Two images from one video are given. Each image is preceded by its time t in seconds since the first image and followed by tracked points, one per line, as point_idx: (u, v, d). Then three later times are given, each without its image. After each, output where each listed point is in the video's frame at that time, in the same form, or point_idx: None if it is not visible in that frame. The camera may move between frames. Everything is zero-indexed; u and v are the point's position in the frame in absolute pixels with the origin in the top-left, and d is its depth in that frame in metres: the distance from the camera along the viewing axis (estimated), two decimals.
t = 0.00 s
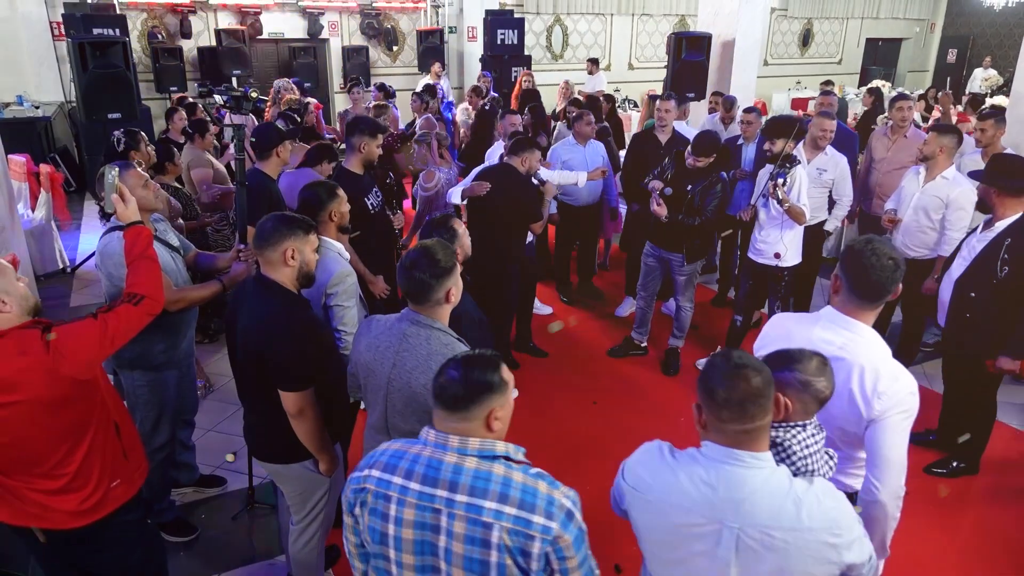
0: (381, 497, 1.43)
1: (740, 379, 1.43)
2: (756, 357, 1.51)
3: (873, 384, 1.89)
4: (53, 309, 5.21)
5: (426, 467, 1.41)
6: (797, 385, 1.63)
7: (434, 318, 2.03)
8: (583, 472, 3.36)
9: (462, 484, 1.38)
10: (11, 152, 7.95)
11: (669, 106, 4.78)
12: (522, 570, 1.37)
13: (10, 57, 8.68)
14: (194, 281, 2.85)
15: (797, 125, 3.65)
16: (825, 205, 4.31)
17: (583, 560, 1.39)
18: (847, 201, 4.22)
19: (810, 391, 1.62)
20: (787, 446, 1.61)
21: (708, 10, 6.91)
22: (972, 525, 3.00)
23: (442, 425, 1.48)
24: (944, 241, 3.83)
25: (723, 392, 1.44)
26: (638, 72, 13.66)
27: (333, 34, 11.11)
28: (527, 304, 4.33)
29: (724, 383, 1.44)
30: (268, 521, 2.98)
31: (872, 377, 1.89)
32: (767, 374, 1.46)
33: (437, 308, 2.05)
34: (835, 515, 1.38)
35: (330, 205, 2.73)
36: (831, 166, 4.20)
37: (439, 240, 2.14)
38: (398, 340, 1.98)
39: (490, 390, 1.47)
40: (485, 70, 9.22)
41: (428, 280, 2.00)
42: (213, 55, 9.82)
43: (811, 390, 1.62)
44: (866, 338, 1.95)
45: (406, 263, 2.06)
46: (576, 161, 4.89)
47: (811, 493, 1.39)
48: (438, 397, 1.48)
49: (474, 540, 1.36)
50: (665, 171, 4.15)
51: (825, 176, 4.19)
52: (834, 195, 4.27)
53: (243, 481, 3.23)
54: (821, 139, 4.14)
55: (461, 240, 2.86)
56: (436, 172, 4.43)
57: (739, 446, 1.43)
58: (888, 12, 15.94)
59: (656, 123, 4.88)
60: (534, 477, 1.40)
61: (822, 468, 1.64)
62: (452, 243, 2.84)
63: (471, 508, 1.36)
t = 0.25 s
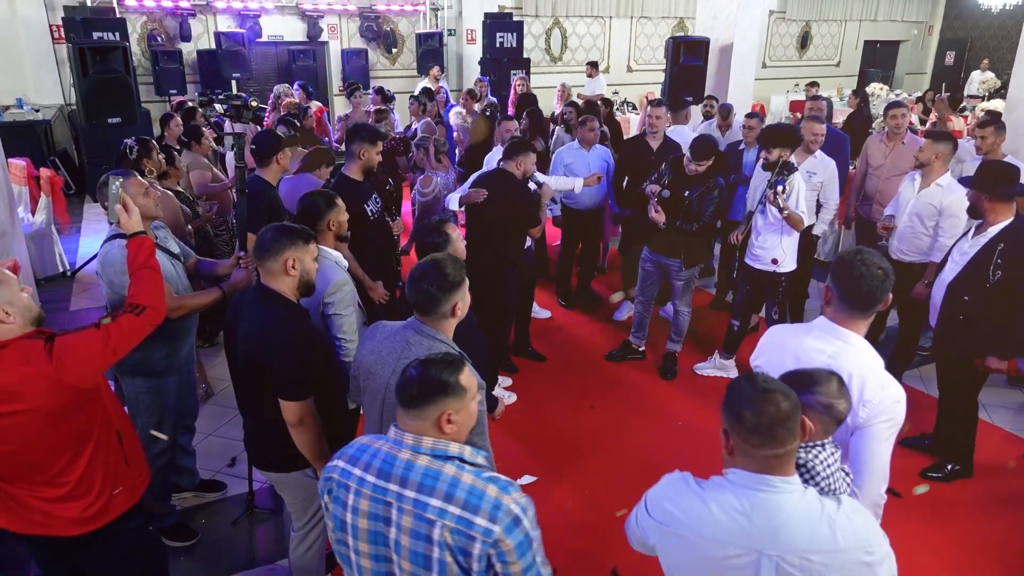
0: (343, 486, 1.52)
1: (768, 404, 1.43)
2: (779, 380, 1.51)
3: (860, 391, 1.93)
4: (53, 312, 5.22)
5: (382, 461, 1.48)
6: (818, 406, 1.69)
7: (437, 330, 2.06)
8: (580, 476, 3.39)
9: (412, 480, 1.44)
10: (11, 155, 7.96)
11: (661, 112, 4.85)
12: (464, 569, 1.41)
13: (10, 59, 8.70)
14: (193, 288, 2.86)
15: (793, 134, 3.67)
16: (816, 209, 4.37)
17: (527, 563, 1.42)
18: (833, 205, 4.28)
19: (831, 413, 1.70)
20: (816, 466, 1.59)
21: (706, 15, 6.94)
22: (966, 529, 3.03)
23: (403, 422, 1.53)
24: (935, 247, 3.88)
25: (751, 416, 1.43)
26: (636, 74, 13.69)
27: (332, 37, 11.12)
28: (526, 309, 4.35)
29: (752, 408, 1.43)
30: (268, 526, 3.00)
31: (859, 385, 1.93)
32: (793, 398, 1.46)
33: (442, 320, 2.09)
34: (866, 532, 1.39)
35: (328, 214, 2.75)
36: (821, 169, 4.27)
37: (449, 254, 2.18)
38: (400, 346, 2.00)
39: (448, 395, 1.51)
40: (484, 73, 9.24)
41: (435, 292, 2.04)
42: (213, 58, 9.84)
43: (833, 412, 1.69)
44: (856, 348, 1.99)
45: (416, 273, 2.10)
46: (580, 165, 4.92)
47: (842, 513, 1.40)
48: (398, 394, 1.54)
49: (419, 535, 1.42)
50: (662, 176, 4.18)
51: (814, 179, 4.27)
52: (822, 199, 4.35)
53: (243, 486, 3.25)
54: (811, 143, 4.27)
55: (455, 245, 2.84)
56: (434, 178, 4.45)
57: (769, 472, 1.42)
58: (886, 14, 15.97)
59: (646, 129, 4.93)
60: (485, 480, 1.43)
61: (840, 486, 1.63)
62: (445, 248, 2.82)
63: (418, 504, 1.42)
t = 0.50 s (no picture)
0: (319, 478, 1.58)
1: (782, 420, 1.42)
2: (791, 395, 1.51)
3: (872, 399, 1.94)
4: (52, 315, 5.23)
5: (350, 458, 1.53)
6: (833, 419, 1.69)
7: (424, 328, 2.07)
8: (578, 479, 3.40)
9: (373, 478, 1.47)
10: (9, 157, 7.97)
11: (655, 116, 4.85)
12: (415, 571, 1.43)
13: (8, 62, 8.71)
14: (192, 293, 2.88)
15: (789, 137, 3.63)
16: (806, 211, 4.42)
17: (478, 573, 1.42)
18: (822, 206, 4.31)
19: (847, 425, 1.70)
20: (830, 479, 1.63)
21: (702, 18, 6.95)
22: (959, 531, 3.05)
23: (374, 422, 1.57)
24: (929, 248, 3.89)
25: (764, 432, 1.42)
26: (634, 76, 13.71)
27: (331, 39, 11.12)
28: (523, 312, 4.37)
29: (765, 424, 1.42)
30: (266, 529, 3.01)
31: (871, 393, 1.94)
32: (806, 413, 1.46)
33: (428, 318, 2.11)
34: (880, 542, 1.40)
35: (324, 217, 2.75)
36: (808, 172, 4.28)
37: (437, 253, 2.18)
38: (388, 344, 2.03)
39: (407, 399, 1.53)
40: (482, 75, 9.26)
41: (419, 290, 2.05)
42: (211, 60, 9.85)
43: (848, 423, 1.69)
44: (861, 356, 1.99)
45: (403, 273, 2.11)
46: (580, 166, 4.98)
47: (856, 525, 1.40)
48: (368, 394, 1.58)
49: (376, 533, 1.45)
50: (658, 182, 4.18)
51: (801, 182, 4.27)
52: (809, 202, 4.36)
53: (241, 489, 3.27)
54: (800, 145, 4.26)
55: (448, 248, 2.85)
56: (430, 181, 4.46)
57: (785, 488, 1.42)
58: (883, 16, 16.01)
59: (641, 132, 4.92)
60: (445, 487, 1.44)
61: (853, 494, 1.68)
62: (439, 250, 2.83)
63: (376, 502, 1.45)
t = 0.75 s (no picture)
0: (307, 477, 1.62)
1: (778, 429, 1.40)
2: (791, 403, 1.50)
3: (909, 409, 1.86)
4: (49, 317, 5.23)
5: (332, 459, 1.56)
6: (838, 428, 1.61)
7: (399, 319, 2.14)
8: (573, 481, 3.41)
9: (351, 480, 1.50)
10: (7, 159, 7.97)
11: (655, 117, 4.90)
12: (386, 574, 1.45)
13: (6, 63, 8.71)
14: (188, 296, 2.89)
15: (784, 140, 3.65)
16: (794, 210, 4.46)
17: None
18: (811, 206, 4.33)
19: (850, 431, 1.62)
20: (832, 484, 1.56)
21: (699, 19, 6.96)
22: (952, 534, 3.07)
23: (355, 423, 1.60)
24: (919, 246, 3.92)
25: (761, 439, 1.41)
26: (632, 78, 13.73)
27: (328, 40, 11.13)
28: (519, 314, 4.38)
29: (763, 432, 1.41)
30: (262, 532, 3.02)
31: (906, 402, 1.86)
32: (803, 420, 1.44)
33: (404, 309, 2.16)
34: (875, 548, 1.40)
35: (314, 217, 2.77)
36: (797, 172, 4.29)
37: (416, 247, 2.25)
38: (371, 338, 2.11)
39: (381, 404, 1.53)
40: (480, 77, 9.27)
41: (390, 280, 2.12)
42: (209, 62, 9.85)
43: (852, 430, 1.62)
44: (881, 362, 1.91)
45: (377, 264, 2.18)
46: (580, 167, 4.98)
47: (852, 532, 1.40)
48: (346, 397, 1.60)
49: (351, 533, 1.48)
50: (652, 187, 4.17)
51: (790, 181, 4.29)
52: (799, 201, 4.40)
53: (237, 491, 3.27)
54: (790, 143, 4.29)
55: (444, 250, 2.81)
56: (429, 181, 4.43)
57: (781, 495, 1.40)
58: (880, 18, 16.04)
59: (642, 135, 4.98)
60: (419, 491, 1.46)
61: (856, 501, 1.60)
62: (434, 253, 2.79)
63: (352, 503, 1.48)
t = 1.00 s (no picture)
0: (297, 481, 1.62)
1: (766, 429, 1.40)
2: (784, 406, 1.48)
3: (932, 418, 1.86)
4: (46, 318, 5.24)
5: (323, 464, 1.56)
6: (830, 432, 1.60)
7: (383, 313, 2.15)
8: (570, 483, 3.41)
9: (342, 482, 1.50)
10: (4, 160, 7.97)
11: (661, 120, 4.92)
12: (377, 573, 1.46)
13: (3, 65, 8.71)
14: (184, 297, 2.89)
15: (780, 142, 3.67)
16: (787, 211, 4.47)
17: None
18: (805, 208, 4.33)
19: (842, 434, 1.62)
20: (823, 488, 1.55)
21: (696, 20, 6.97)
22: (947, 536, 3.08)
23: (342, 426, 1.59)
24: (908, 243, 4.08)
25: (750, 439, 1.40)
26: (630, 78, 13.74)
27: (327, 41, 11.13)
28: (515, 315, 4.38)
29: (751, 432, 1.41)
30: (258, 533, 3.02)
31: (929, 413, 1.86)
32: (792, 421, 1.44)
33: (389, 303, 2.16)
34: (861, 554, 1.38)
35: (303, 216, 2.77)
36: (790, 174, 4.30)
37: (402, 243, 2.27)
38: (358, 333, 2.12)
39: (377, 405, 1.54)
40: (478, 78, 9.28)
41: (373, 274, 2.14)
42: (207, 62, 9.86)
43: (844, 433, 1.61)
44: (898, 373, 1.90)
45: (365, 259, 2.19)
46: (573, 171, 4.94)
47: (835, 535, 1.38)
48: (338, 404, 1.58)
49: (343, 536, 1.48)
50: (648, 187, 4.18)
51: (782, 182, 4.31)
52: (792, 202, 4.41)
53: (233, 493, 3.28)
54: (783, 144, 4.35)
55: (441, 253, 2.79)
56: (427, 178, 4.47)
57: (767, 494, 1.40)
58: (878, 18, 16.07)
59: (648, 137, 5.00)
60: (411, 492, 1.46)
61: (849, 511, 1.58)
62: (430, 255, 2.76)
63: (345, 507, 1.48)
